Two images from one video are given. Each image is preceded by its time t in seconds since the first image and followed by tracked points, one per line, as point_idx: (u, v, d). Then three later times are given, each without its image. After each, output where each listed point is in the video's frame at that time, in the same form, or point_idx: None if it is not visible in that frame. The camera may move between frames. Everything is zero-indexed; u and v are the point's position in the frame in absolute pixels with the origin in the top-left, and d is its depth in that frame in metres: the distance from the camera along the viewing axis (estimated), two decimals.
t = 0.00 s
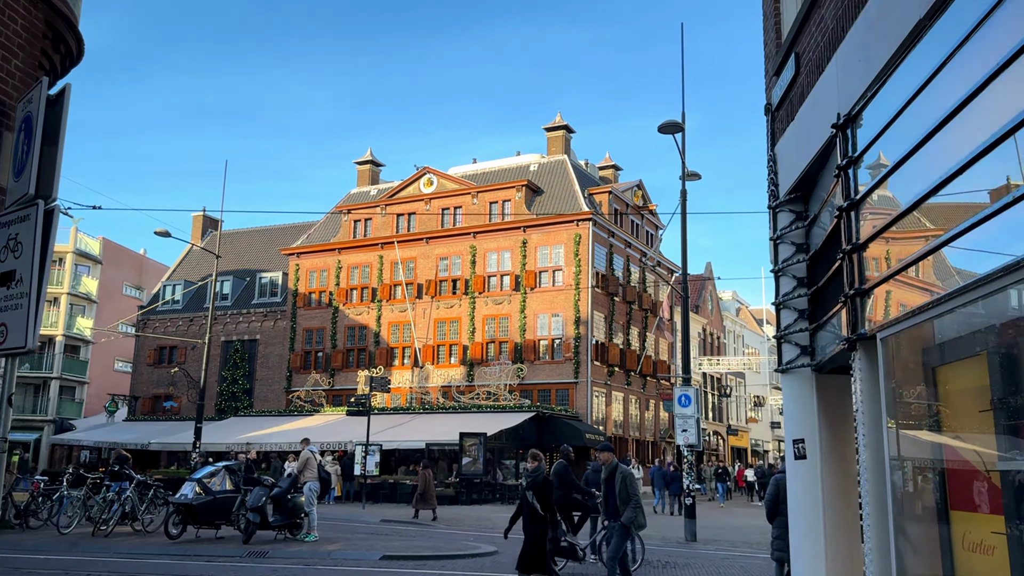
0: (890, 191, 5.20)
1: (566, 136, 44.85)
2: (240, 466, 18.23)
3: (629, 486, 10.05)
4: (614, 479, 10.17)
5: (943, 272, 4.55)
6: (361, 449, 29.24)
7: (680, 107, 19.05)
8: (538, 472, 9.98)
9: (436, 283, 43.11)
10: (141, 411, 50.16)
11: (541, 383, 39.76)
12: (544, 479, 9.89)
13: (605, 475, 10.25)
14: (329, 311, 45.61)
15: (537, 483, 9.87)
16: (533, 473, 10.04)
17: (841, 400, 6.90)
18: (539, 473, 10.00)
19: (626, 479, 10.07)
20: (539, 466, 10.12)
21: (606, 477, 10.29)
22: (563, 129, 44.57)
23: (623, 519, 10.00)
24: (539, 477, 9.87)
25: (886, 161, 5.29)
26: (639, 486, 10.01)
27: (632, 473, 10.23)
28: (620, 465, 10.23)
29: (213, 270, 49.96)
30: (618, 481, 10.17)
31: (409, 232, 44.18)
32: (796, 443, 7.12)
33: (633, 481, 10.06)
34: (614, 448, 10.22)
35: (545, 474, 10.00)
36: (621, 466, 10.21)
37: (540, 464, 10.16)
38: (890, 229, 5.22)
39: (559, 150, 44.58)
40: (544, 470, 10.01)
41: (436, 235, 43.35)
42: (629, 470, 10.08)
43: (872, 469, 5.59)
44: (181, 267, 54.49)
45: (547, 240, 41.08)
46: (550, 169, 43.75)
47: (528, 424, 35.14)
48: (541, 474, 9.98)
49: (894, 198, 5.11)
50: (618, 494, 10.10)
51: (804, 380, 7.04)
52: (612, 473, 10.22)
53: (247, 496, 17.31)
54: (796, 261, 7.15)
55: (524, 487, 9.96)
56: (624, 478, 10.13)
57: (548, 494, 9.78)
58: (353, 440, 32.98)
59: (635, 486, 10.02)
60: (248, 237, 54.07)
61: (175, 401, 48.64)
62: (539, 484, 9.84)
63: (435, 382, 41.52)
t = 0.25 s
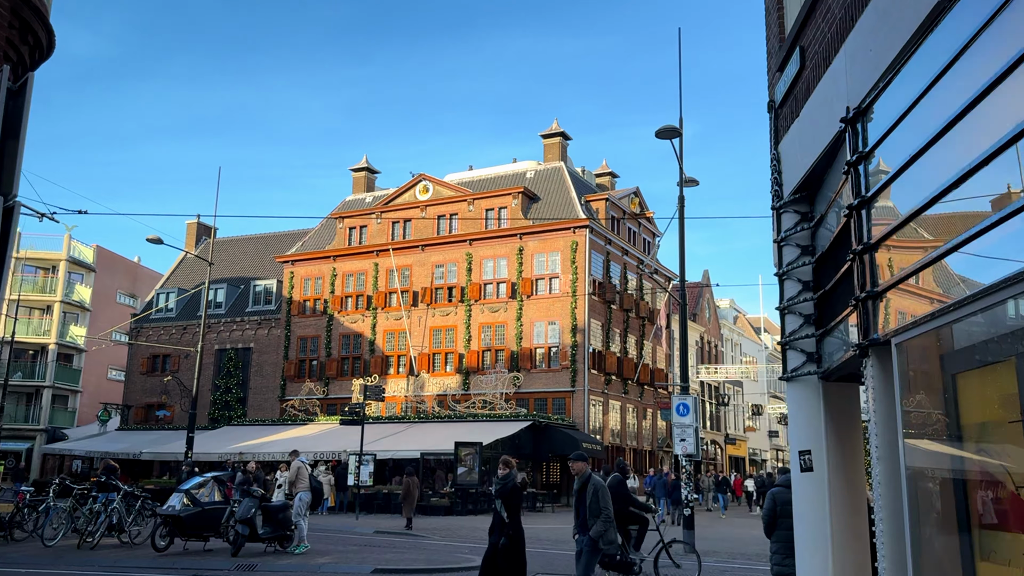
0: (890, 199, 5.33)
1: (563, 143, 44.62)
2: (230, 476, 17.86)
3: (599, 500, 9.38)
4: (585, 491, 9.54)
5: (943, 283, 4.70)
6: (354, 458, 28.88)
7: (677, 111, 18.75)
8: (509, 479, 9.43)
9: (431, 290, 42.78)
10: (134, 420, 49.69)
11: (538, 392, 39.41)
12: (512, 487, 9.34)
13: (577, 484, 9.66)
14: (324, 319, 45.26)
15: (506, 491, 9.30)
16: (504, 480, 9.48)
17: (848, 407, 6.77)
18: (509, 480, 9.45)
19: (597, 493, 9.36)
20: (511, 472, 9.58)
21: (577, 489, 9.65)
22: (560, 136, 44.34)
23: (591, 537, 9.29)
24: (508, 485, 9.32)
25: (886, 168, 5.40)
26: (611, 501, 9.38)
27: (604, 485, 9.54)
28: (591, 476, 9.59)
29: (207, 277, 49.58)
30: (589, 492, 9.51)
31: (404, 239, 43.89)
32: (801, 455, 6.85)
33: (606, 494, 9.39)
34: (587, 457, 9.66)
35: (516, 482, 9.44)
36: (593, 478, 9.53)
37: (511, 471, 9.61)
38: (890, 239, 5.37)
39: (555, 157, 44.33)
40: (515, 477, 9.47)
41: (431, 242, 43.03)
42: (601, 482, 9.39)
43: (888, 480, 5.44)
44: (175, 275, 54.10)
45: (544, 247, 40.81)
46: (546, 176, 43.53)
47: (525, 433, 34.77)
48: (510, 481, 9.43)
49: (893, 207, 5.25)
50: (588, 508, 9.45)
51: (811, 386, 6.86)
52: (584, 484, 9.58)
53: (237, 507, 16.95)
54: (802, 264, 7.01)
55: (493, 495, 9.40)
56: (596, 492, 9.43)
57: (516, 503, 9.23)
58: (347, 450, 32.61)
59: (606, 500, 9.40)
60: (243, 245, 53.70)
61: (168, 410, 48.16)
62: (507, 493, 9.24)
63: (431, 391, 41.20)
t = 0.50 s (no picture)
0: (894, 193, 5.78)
1: (561, 144, 44.38)
2: (222, 479, 17.54)
3: (569, 498, 9.13)
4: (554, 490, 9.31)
5: (945, 282, 5.13)
6: (349, 462, 28.58)
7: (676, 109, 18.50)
8: (474, 484, 9.06)
9: (429, 293, 42.47)
10: (128, 423, 49.29)
11: (535, 395, 39.03)
12: (479, 492, 8.96)
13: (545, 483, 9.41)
14: (319, 321, 44.95)
15: (472, 497, 8.94)
16: (469, 486, 9.10)
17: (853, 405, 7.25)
18: (475, 486, 9.06)
19: (570, 490, 9.15)
20: (475, 477, 9.21)
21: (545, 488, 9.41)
22: (558, 138, 44.11)
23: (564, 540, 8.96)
24: (474, 490, 8.95)
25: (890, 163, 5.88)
26: (581, 498, 9.11)
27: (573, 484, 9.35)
28: (560, 474, 9.36)
29: (203, 279, 49.25)
30: (558, 492, 9.30)
31: (401, 241, 43.63)
32: (810, 455, 7.34)
33: (577, 492, 9.20)
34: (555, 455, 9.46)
35: (482, 487, 9.06)
36: (562, 477, 9.31)
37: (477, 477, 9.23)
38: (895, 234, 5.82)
39: (553, 158, 44.09)
40: (481, 481, 9.09)
41: (429, 244, 42.77)
42: (569, 480, 9.18)
43: (907, 479, 5.76)
44: (170, 277, 53.75)
45: (541, 249, 40.54)
46: (543, 177, 43.30)
47: (522, 436, 34.36)
48: (475, 486, 9.06)
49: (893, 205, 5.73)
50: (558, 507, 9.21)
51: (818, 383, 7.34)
52: (552, 483, 9.34)
53: (228, 511, 16.67)
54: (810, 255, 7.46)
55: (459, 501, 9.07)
56: (564, 490, 9.23)
57: (482, 508, 8.89)
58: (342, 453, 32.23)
59: (578, 499, 9.13)
60: (238, 247, 53.36)
61: (162, 413, 47.78)
62: (474, 498, 8.91)
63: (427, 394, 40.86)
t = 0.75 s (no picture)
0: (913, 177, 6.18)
1: (559, 144, 44.08)
2: (214, 481, 17.24)
3: (530, 503, 8.64)
4: (516, 496, 8.81)
5: (969, 268, 5.50)
6: (345, 463, 28.31)
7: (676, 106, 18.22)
8: (440, 480, 9.36)
9: (426, 293, 42.16)
10: (123, 425, 48.91)
11: (533, 396, 38.72)
12: (445, 489, 9.24)
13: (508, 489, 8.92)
14: (316, 322, 44.63)
15: (437, 493, 9.22)
16: (436, 481, 9.40)
17: (864, 408, 7.59)
18: (443, 482, 9.40)
19: (531, 494, 8.65)
20: (444, 472, 9.50)
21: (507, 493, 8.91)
22: (556, 137, 43.82)
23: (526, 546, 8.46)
24: (439, 486, 9.21)
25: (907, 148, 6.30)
26: (544, 503, 8.61)
27: (537, 490, 8.84)
28: (523, 480, 8.88)
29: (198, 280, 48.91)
30: (520, 498, 8.80)
31: (398, 241, 43.31)
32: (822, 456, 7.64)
33: (540, 497, 8.69)
34: (519, 459, 9.01)
35: (450, 483, 9.37)
36: (524, 482, 8.82)
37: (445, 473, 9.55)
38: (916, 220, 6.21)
39: (551, 158, 43.79)
40: (448, 478, 9.39)
41: (426, 244, 42.46)
42: (530, 485, 8.66)
43: (935, 472, 6.03)
44: (166, 278, 53.39)
45: (539, 249, 40.23)
46: (542, 177, 43.00)
47: (520, 438, 34.04)
48: (442, 482, 9.36)
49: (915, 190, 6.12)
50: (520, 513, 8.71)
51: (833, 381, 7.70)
52: (514, 489, 8.84)
53: (220, 514, 16.35)
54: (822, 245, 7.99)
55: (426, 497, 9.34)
56: (526, 496, 8.73)
57: (448, 504, 9.18)
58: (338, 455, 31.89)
59: (541, 504, 8.61)
60: (235, 247, 53.01)
61: (157, 415, 47.40)
62: (438, 494, 9.18)
63: (424, 395, 40.53)
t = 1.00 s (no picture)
0: (934, 155, 6.29)
1: (557, 142, 43.77)
2: (206, 483, 16.93)
3: (492, 501, 8.14)
4: (477, 493, 8.34)
5: (994, 252, 5.53)
6: (341, 464, 27.99)
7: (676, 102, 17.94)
8: (401, 487, 8.93)
9: (423, 293, 41.86)
10: (118, 426, 48.56)
11: (531, 396, 38.42)
12: (404, 495, 8.83)
13: (470, 485, 8.45)
14: (313, 322, 44.29)
15: (398, 499, 8.82)
16: (396, 487, 8.98)
17: (874, 409, 8.00)
18: (402, 488, 8.92)
19: (493, 491, 8.15)
20: (403, 478, 9.09)
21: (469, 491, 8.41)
22: (554, 136, 43.51)
23: (484, 546, 7.98)
24: (400, 492, 8.82)
25: (927, 126, 6.41)
26: (507, 503, 8.13)
27: (500, 487, 8.33)
28: (486, 476, 8.38)
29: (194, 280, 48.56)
30: (481, 495, 8.31)
31: (395, 241, 43.00)
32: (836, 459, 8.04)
33: (503, 495, 8.20)
34: (481, 455, 8.54)
35: (410, 490, 8.93)
36: (486, 478, 8.35)
37: (406, 478, 9.07)
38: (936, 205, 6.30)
39: (550, 157, 43.47)
40: (408, 484, 8.97)
41: (423, 244, 42.14)
42: (491, 483, 8.16)
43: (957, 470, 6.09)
44: (161, 278, 53.03)
45: (538, 248, 39.93)
46: (540, 176, 42.66)
47: (518, 439, 33.71)
48: (403, 488, 8.94)
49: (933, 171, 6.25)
50: (481, 511, 8.22)
51: (843, 378, 8.14)
52: (476, 486, 8.35)
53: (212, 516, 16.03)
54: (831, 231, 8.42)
55: (385, 504, 8.91)
56: (487, 493, 8.22)
57: (408, 511, 8.77)
58: (334, 456, 31.56)
59: (504, 502, 8.14)
60: (231, 247, 52.67)
61: (153, 415, 47.07)
62: (400, 500, 8.79)
63: (421, 395, 40.23)
